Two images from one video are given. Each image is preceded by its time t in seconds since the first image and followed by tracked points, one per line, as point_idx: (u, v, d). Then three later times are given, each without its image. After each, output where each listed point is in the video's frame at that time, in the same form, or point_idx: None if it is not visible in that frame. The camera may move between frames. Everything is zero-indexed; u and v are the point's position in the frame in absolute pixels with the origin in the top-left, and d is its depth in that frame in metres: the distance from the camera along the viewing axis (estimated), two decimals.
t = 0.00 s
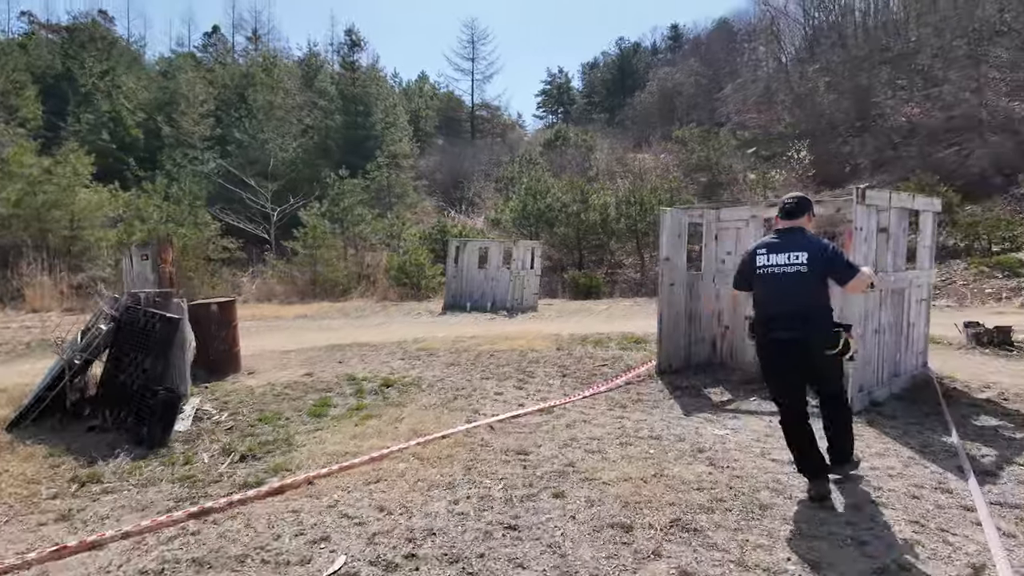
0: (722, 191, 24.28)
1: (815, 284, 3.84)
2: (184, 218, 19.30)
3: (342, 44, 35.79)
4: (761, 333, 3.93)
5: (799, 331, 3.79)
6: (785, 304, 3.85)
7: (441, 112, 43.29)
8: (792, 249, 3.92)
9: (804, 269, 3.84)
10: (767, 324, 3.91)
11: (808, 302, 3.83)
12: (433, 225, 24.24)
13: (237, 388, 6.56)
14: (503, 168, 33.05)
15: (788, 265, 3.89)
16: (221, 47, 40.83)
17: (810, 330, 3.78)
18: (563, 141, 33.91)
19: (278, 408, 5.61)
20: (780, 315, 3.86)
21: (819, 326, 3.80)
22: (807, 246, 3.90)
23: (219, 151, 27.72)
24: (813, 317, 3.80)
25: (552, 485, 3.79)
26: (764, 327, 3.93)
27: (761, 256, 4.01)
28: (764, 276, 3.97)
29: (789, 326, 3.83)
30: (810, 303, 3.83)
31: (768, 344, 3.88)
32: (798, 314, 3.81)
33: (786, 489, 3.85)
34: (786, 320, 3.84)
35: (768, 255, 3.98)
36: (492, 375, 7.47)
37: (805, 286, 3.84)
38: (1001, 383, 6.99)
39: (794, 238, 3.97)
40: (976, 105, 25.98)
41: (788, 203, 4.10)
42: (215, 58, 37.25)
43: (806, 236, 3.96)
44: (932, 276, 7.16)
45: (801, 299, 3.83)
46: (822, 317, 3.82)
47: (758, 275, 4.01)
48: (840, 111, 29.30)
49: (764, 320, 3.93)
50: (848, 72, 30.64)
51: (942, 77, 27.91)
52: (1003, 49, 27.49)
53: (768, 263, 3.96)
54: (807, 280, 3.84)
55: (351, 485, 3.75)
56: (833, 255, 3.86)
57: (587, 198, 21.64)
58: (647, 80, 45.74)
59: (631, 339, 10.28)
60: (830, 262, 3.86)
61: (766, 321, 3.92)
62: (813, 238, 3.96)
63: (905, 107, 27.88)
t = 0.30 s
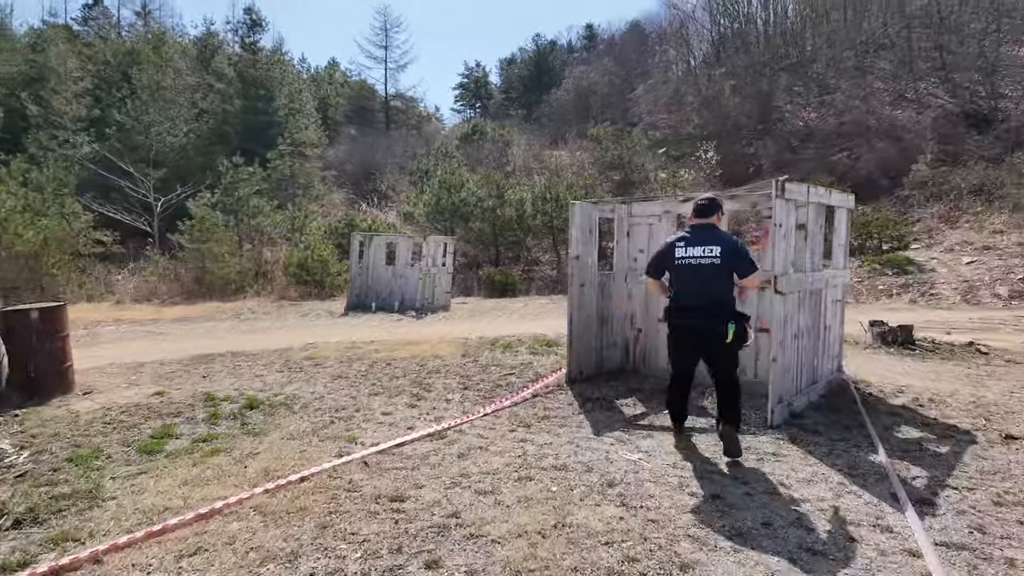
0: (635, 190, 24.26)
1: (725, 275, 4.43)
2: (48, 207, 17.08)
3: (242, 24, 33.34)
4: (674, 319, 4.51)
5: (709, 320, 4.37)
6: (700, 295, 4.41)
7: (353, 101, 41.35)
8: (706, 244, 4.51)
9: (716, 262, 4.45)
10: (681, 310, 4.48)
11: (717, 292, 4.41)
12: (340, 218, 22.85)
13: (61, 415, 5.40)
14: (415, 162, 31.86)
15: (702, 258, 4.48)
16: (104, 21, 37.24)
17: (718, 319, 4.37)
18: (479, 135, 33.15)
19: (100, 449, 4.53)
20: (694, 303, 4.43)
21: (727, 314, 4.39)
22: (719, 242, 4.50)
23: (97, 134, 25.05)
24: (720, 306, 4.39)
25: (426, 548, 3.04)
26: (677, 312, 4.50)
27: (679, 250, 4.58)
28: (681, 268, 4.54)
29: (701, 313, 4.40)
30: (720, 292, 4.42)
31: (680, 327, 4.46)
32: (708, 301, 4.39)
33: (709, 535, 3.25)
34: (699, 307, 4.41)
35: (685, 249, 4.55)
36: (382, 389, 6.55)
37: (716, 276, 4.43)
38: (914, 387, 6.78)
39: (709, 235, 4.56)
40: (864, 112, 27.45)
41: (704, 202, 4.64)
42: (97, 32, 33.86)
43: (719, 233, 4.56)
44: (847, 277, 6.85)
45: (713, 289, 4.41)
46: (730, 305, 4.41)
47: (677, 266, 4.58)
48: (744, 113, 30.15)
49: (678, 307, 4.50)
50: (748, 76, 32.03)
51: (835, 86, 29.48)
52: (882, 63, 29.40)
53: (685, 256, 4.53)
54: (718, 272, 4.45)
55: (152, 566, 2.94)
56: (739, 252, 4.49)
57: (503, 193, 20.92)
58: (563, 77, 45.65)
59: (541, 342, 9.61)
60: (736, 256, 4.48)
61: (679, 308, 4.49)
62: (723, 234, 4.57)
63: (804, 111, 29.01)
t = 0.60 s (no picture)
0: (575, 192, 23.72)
1: (655, 296, 4.96)
2: None
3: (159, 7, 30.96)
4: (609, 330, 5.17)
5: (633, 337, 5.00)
6: (636, 312, 4.98)
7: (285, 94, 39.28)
8: (641, 266, 5.00)
9: (648, 284, 4.94)
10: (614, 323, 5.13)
11: (645, 312, 4.97)
12: (265, 217, 21.31)
13: None
14: (349, 159, 30.47)
15: (638, 277, 4.99)
16: None
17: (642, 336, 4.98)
18: (418, 133, 32.03)
19: None
20: (625, 318, 5.04)
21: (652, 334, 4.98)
22: (653, 265, 4.97)
23: None
24: (646, 325, 4.97)
25: None
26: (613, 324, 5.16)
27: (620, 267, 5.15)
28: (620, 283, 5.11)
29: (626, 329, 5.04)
30: (649, 312, 4.98)
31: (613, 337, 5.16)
32: (635, 320, 5.00)
33: None
34: (627, 322, 5.03)
35: (625, 269, 5.05)
36: (284, 420, 5.57)
37: (646, 297, 4.96)
38: (873, 404, 6.32)
39: (644, 258, 5.02)
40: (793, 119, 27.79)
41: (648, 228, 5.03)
42: None
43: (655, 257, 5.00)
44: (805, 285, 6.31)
45: (640, 308, 4.98)
46: (655, 325, 4.99)
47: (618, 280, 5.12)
48: (681, 118, 30.16)
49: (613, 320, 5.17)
50: (684, 79, 31.82)
51: (766, 92, 29.84)
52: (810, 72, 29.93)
53: (624, 274, 5.07)
54: (651, 292, 4.94)
55: None
56: (671, 276, 4.96)
57: (440, 192, 19.82)
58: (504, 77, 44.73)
59: (475, 354, 8.79)
60: (669, 278, 4.94)
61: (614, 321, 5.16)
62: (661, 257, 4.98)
63: (739, 116, 29.15)
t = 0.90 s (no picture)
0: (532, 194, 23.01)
1: (586, 301, 4.59)
2: None
3: None
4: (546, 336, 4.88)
5: (557, 343, 4.66)
6: (569, 316, 4.64)
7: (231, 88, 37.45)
8: (577, 267, 4.69)
9: (581, 283, 4.60)
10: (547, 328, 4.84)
11: (573, 317, 4.62)
12: (203, 216, 19.90)
13: None
14: (296, 157, 29.11)
15: (570, 279, 4.69)
16: None
17: (567, 343, 4.62)
18: (371, 130, 30.49)
19: None
20: (556, 323, 4.73)
21: (580, 342, 4.58)
22: (588, 267, 4.64)
23: None
24: (574, 330, 4.61)
25: None
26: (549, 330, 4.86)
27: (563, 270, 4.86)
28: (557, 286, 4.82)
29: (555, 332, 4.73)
30: (579, 317, 4.60)
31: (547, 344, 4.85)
32: (561, 323, 4.67)
33: None
34: (557, 327, 4.72)
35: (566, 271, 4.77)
36: (178, 461, 4.67)
37: (575, 299, 4.62)
38: (851, 425, 5.77)
39: (582, 260, 4.71)
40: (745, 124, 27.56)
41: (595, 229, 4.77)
42: None
43: (593, 260, 4.67)
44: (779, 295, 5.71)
45: (568, 310, 4.64)
46: (586, 334, 4.59)
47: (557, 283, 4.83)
48: (638, 121, 29.68)
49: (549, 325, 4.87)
50: (639, 81, 31.30)
51: (720, 98, 29.49)
52: (762, 78, 29.70)
53: (563, 275, 4.79)
54: (584, 294, 4.60)
55: None
56: (604, 281, 4.58)
57: (393, 191, 18.70)
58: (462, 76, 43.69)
59: (418, 369, 7.97)
60: (602, 283, 4.58)
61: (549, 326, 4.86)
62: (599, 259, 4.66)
63: (694, 120, 28.76)
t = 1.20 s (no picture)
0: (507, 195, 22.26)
1: (570, 301, 4.01)
2: None
3: None
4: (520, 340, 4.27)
5: (534, 348, 4.04)
6: (549, 319, 4.03)
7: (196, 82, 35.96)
8: (561, 263, 4.12)
9: (566, 282, 4.02)
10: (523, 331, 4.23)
11: (554, 319, 4.03)
12: (159, 215, 18.74)
13: None
14: (262, 155, 27.98)
15: (554, 274, 4.11)
16: None
17: (545, 347, 4.00)
18: (342, 129, 29.38)
19: None
20: (534, 326, 4.13)
21: (561, 346, 3.98)
22: (575, 263, 4.07)
23: None
24: (554, 334, 4.01)
25: None
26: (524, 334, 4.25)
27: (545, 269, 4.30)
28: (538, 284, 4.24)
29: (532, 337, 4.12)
30: (561, 320, 4.02)
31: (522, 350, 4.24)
32: (539, 325, 4.07)
33: None
34: (535, 330, 4.11)
35: (548, 268, 4.19)
36: (81, 506, 3.93)
37: (558, 298, 4.03)
38: (856, 450, 5.24)
39: (568, 256, 4.15)
40: (720, 128, 26.99)
41: (582, 226, 4.21)
42: None
43: (581, 256, 4.10)
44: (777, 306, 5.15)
45: (549, 310, 4.05)
46: (568, 339, 3.99)
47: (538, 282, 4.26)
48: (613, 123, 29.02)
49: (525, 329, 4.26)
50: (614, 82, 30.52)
51: (695, 100, 28.76)
52: (737, 80, 29.02)
53: (545, 273, 4.22)
54: (568, 295, 4.01)
55: None
56: (591, 280, 4.01)
57: (362, 191, 17.76)
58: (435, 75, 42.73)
59: (381, 383, 7.28)
60: (590, 282, 4.01)
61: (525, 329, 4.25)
62: (588, 256, 4.09)
63: (669, 123, 28.12)
